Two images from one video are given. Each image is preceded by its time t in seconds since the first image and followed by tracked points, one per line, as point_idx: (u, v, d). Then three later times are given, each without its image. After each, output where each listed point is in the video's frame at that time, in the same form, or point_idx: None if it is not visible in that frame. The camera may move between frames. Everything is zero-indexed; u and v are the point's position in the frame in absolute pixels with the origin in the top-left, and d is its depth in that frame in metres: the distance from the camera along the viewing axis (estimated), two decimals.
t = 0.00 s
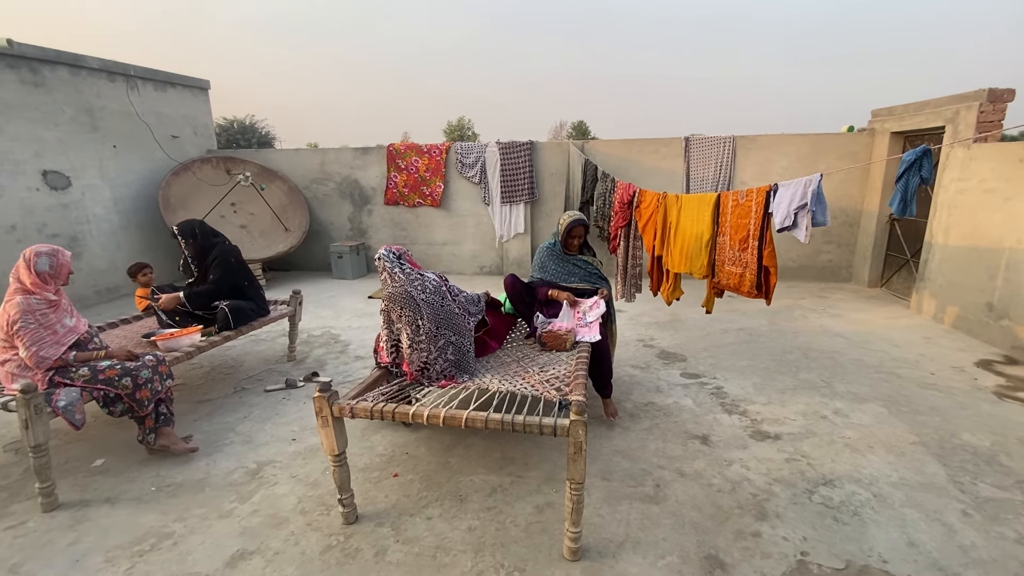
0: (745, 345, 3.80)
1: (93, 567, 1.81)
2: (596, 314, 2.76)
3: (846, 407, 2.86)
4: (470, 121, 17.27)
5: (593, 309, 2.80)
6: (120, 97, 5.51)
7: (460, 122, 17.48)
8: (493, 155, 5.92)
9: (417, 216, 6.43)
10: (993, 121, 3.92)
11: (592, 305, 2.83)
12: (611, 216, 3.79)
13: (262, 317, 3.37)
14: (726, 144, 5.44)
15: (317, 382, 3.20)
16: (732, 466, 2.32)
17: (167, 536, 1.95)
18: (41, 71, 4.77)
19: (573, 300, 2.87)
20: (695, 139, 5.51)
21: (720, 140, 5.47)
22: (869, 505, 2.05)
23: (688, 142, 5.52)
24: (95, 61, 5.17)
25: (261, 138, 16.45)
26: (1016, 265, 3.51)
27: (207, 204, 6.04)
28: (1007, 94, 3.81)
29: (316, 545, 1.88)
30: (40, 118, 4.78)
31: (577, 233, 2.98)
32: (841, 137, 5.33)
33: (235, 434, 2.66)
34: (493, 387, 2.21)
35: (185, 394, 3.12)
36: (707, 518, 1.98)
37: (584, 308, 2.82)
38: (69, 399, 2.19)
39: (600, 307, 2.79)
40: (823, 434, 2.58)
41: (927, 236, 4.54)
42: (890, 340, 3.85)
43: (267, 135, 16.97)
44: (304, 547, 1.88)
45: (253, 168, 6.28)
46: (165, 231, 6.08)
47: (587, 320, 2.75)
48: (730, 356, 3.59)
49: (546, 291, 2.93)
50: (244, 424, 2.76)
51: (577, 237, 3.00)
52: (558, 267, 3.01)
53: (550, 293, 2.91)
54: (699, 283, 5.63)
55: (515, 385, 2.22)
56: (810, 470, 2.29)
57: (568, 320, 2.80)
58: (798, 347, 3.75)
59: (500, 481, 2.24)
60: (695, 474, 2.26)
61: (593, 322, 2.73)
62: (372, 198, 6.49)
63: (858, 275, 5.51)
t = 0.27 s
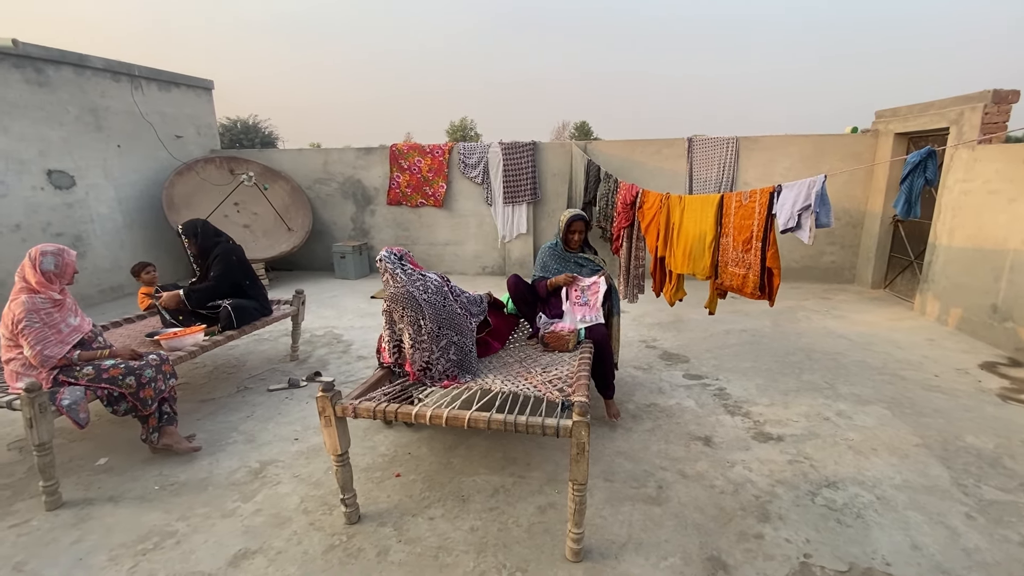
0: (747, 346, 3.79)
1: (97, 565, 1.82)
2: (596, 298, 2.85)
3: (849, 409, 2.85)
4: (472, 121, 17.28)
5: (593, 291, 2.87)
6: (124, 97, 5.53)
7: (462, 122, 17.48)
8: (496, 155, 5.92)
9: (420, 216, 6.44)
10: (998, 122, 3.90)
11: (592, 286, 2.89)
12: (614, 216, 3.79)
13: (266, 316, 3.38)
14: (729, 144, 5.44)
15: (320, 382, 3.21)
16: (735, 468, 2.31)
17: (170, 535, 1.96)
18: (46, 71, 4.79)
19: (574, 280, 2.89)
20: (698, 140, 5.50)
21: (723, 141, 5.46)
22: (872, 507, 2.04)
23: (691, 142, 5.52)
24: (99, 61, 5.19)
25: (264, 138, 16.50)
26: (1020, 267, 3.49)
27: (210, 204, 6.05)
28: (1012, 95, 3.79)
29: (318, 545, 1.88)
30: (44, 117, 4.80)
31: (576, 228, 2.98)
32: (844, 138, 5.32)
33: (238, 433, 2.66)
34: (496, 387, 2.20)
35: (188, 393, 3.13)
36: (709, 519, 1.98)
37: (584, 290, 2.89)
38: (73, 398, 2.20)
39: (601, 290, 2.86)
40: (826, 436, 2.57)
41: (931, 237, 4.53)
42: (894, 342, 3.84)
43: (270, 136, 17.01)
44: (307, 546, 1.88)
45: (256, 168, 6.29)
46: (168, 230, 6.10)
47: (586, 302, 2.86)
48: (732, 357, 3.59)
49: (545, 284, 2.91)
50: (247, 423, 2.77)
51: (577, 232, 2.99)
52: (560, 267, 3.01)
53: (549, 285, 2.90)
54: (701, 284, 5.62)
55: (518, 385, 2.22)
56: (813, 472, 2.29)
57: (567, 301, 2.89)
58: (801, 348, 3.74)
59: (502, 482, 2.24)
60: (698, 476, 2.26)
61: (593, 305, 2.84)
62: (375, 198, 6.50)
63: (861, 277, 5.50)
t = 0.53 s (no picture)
0: (749, 348, 3.78)
1: (98, 564, 1.82)
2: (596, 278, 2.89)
3: (852, 411, 2.84)
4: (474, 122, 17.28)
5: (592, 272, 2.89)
6: (128, 97, 5.54)
7: (465, 122, 17.49)
8: (498, 155, 5.92)
9: (422, 216, 6.44)
10: (1003, 124, 3.88)
11: (589, 267, 2.88)
12: (615, 217, 3.77)
13: (268, 316, 3.38)
14: (732, 145, 5.43)
15: (322, 382, 3.21)
16: (737, 470, 2.31)
17: (171, 534, 1.96)
18: (49, 71, 4.81)
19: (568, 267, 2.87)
20: (701, 140, 5.49)
21: (725, 142, 5.45)
22: (875, 510, 2.03)
23: (694, 143, 5.51)
24: (102, 61, 5.20)
25: (267, 138, 16.53)
26: None
27: (213, 203, 6.06)
28: (1017, 96, 3.77)
29: (319, 545, 1.88)
30: (48, 117, 4.82)
31: (576, 224, 2.99)
32: (848, 139, 5.30)
33: (239, 433, 2.67)
34: (497, 388, 2.20)
35: (190, 392, 3.13)
36: (711, 522, 1.97)
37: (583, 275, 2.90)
38: (76, 397, 2.20)
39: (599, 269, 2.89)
40: (828, 439, 2.56)
41: (934, 239, 4.51)
42: (897, 344, 3.82)
43: (272, 136, 17.03)
44: (308, 547, 1.88)
45: (259, 168, 6.30)
46: (171, 230, 6.12)
47: (587, 284, 2.90)
48: (734, 358, 3.58)
49: (543, 280, 2.88)
50: (248, 423, 2.77)
51: (577, 229, 3.00)
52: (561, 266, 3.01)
53: (545, 279, 2.87)
54: (704, 285, 5.61)
55: (519, 386, 2.22)
56: (815, 474, 2.28)
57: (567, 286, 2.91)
58: (804, 350, 3.73)
59: (503, 483, 2.24)
60: (699, 478, 2.25)
61: (594, 286, 2.89)
62: (377, 198, 6.50)
63: (864, 278, 5.48)
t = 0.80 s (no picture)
0: (752, 348, 3.78)
1: (101, 563, 1.82)
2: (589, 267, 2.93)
3: (855, 412, 2.83)
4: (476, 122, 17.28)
5: (584, 262, 2.93)
6: (131, 97, 5.56)
7: (467, 122, 17.49)
8: (500, 156, 5.92)
9: (424, 216, 6.44)
10: (1007, 125, 3.86)
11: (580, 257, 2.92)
12: (618, 218, 3.79)
13: (270, 316, 3.39)
14: (735, 146, 5.42)
15: (323, 381, 3.21)
16: (739, 471, 2.30)
17: (173, 533, 1.96)
18: (53, 70, 4.82)
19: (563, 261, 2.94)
20: (703, 141, 5.48)
21: (728, 142, 5.44)
22: (878, 513, 2.03)
23: (696, 143, 5.50)
24: (106, 60, 5.22)
25: (269, 137, 16.56)
26: None
27: (215, 203, 6.07)
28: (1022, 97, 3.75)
29: (320, 545, 1.88)
30: (52, 116, 4.83)
31: (574, 222, 2.99)
32: (851, 139, 5.29)
33: (241, 433, 2.67)
34: (499, 389, 2.20)
35: (192, 391, 3.14)
36: (713, 523, 1.96)
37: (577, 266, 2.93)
38: (78, 396, 2.21)
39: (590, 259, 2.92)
40: (831, 440, 2.55)
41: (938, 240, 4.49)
42: (900, 345, 3.81)
43: (275, 135, 17.05)
44: (309, 547, 1.88)
45: (261, 167, 6.31)
46: (174, 229, 6.13)
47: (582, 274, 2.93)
48: (737, 359, 3.57)
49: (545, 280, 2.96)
50: (250, 422, 2.77)
51: (574, 227, 3.00)
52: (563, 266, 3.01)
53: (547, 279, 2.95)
54: (706, 286, 5.59)
55: (521, 387, 2.21)
56: (818, 476, 2.27)
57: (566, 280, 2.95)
58: (806, 351, 3.72)
59: (505, 484, 2.23)
60: (701, 479, 2.25)
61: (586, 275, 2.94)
62: (379, 198, 6.51)
63: (867, 279, 5.47)
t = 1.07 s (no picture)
0: (755, 349, 3.77)
1: (105, 560, 1.83)
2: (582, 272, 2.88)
3: (858, 413, 2.82)
4: (479, 122, 17.29)
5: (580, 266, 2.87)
6: (135, 96, 5.58)
7: (470, 122, 17.50)
8: (503, 155, 5.92)
9: (427, 216, 6.45)
10: (1013, 125, 3.84)
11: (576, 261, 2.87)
12: (621, 218, 3.79)
13: (273, 315, 3.40)
14: (738, 146, 5.41)
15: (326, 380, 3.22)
16: (742, 472, 2.30)
17: (177, 531, 1.97)
18: (58, 69, 4.84)
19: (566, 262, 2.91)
20: (706, 141, 5.48)
21: (731, 142, 5.43)
22: (881, 514, 2.02)
23: (700, 143, 5.49)
24: (111, 60, 5.24)
25: (272, 137, 16.59)
26: None
27: (219, 202, 6.09)
28: None
29: (323, 543, 1.89)
30: (57, 115, 4.85)
31: (574, 221, 3.00)
32: (855, 139, 5.27)
33: (244, 431, 2.68)
34: (502, 388, 2.20)
35: (196, 390, 3.15)
36: (715, 524, 1.96)
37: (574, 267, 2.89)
38: (83, 394, 2.23)
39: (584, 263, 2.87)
40: (834, 441, 2.54)
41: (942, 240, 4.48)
42: (903, 346, 3.80)
43: (278, 135, 17.10)
44: (312, 545, 1.88)
45: (265, 167, 6.33)
46: (178, 228, 6.15)
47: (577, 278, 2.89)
48: (739, 360, 3.56)
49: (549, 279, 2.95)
50: (254, 421, 2.78)
51: (574, 226, 3.00)
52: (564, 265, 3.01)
53: (551, 278, 2.94)
54: (709, 286, 5.59)
55: (524, 386, 2.21)
56: (821, 477, 2.27)
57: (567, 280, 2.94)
58: (809, 352, 3.72)
59: (507, 483, 2.24)
60: (704, 479, 2.24)
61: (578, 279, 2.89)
62: (382, 197, 6.52)
63: (871, 280, 5.45)
